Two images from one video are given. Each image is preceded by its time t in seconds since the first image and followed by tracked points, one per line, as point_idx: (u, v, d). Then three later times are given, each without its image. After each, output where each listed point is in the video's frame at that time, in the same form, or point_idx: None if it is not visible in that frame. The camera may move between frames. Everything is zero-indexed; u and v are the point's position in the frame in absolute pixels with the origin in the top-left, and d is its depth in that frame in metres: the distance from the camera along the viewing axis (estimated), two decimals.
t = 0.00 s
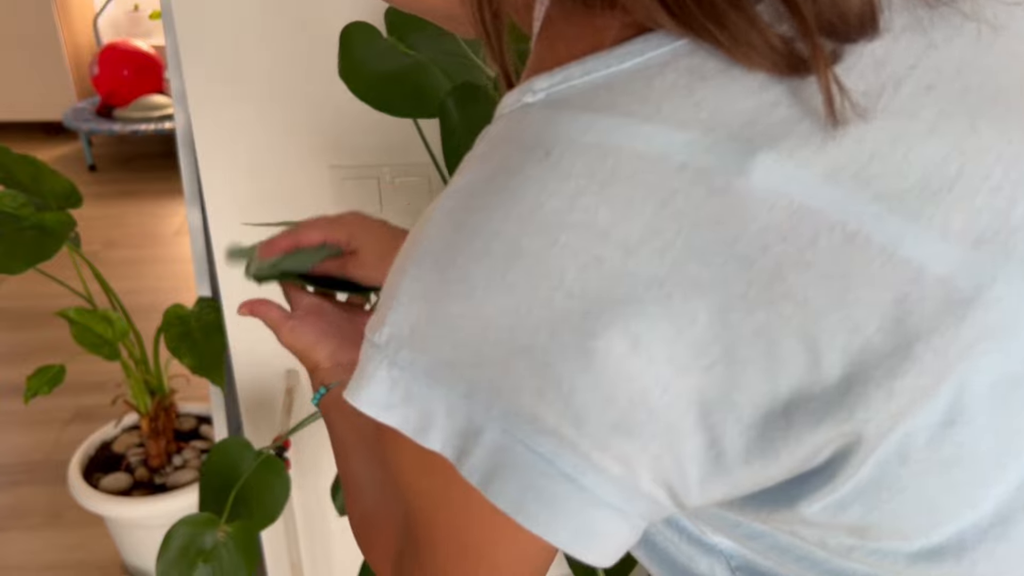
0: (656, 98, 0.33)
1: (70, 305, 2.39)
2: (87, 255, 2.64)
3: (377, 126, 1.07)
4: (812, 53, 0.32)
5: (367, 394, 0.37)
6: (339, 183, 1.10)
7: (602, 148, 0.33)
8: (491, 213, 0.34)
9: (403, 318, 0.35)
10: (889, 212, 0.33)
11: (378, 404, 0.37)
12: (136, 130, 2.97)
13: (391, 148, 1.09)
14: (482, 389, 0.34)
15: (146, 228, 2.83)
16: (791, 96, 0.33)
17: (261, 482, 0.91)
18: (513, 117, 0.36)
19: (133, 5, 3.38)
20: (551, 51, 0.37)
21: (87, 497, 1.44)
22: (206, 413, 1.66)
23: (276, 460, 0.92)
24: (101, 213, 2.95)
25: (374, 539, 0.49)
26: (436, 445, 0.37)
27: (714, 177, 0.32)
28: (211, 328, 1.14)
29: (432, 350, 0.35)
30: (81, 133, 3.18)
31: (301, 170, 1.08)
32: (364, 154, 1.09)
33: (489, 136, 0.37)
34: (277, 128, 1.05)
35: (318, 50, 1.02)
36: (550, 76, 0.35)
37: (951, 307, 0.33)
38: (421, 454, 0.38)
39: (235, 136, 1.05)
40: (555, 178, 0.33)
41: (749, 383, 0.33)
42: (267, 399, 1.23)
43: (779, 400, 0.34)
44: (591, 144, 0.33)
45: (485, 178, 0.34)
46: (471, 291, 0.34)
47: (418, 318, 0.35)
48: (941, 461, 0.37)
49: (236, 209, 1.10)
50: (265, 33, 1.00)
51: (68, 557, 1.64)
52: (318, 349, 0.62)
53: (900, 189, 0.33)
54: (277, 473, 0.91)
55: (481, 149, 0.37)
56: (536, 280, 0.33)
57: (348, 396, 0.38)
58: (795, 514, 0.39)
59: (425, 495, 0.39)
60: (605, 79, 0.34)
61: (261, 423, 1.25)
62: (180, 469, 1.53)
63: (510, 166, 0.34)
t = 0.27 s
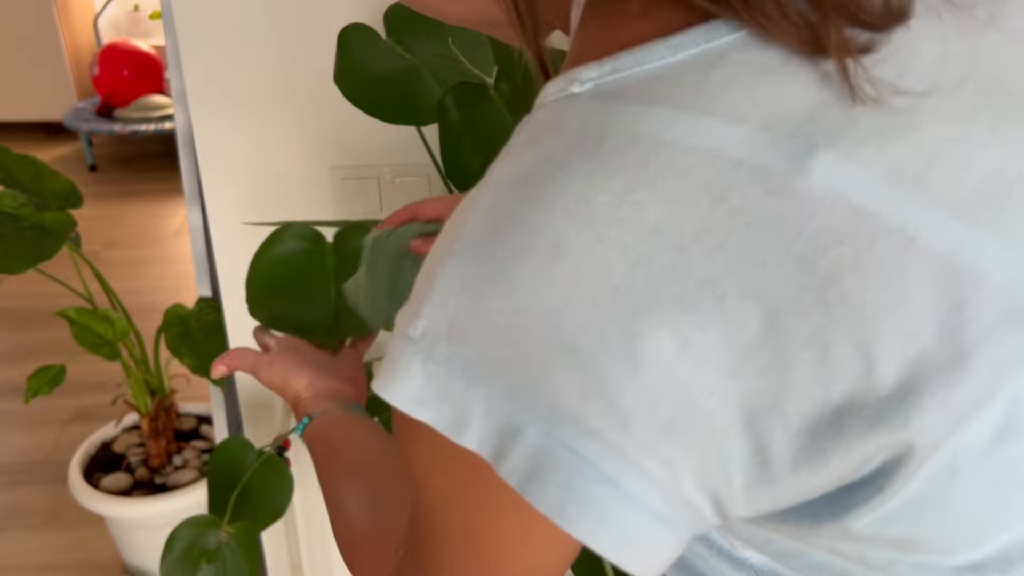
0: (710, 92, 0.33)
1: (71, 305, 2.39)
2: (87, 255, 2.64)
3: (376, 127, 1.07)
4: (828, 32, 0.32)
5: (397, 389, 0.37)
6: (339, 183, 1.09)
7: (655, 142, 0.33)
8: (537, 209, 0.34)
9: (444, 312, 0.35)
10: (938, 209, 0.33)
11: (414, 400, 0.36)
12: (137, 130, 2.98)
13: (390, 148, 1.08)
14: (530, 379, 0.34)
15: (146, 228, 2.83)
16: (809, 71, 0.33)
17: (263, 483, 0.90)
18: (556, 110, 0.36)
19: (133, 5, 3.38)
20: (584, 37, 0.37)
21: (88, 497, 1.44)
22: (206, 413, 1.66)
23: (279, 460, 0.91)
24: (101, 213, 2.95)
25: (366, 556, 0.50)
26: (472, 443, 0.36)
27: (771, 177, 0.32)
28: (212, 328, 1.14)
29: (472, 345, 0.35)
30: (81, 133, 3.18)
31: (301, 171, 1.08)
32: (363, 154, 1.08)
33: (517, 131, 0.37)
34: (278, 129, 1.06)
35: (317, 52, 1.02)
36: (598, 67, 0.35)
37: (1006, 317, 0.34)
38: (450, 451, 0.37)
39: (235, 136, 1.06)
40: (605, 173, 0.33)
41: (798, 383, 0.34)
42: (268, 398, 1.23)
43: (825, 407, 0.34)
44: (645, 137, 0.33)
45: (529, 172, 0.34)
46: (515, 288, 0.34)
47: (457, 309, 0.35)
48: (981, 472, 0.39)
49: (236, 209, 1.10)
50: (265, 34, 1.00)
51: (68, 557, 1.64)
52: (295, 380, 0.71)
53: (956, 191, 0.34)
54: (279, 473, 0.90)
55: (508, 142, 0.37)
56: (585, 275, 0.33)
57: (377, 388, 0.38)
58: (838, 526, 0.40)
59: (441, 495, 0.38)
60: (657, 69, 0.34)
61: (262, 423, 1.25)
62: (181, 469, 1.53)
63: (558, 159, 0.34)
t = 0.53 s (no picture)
0: (834, 87, 0.33)
1: (71, 305, 2.40)
2: (87, 254, 2.64)
3: (376, 128, 1.07)
4: (933, 31, 0.33)
5: (520, 398, 0.34)
6: (339, 183, 1.10)
7: (783, 137, 0.32)
8: (657, 199, 0.32)
9: (566, 312, 0.33)
10: None
11: (535, 404, 0.34)
12: (137, 131, 2.98)
13: (390, 148, 1.08)
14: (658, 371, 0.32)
15: (146, 228, 2.84)
16: (915, 66, 0.33)
17: (261, 483, 0.89)
18: (669, 108, 0.35)
19: (133, 6, 3.39)
20: (680, 40, 0.37)
21: (88, 497, 1.44)
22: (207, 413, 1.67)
23: (276, 460, 0.91)
24: (101, 213, 2.95)
25: None
26: (601, 453, 0.33)
27: (908, 163, 0.32)
28: (212, 328, 1.14)
29: (600, 345, 0.32)
30: (81, 134, 3.19)
31: (301, 171, 1.09)
32: (363, 154, 1.08)
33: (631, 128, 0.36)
34: (278, 129, 1.06)
35: (317, 52, 1.02)
36: (714, 63, 0.35)
37: None
38: (584, 469, 0.34)
39: (235, 136, 1.06)
40: (729, 162, 0.32)
41: (923, 366, 0.33)
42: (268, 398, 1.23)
43: (949, 383, 0.33)
44: (771, 131, 0.32)
45: (647, 165, 0.33)
46: (646, 281, 0.32)
47: (582, 311, 0.33)
48: None
49: (236, 209, 1.10)
50: (265, 34, 1.00)
51: (69, 556, 1.64)
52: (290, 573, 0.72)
53: None
54: (278, 474, 0.90)
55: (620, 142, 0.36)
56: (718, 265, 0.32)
57: (496, 396, 0.35)
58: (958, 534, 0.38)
59: (578, 519, 0.35)
60: (770, 68, 0.34)
61: (262, 422, 1.25)
62: (181, 469, 1.53)
63: (674, 153, 0.33)
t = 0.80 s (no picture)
0: (935, 201, 0.39)
1: (72, 305, 2.40)
2: (88, 254, 2.65)
3: (376, 128, 1.07)
4: (1009, 146, 0.38)
5: (679, 492, 0.41)
6: (339, 184, 1.10)
7: (892, 251, 0.38)
8: (778, 319, 0.39)
9: (711, 418, 0.40)
10: None
11: (695, 498, 0.41)
12: (138, 131, 2.99)
13: (390, 148, 1.09)
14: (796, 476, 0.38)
15: (147, 228, 2.84)
16: (998, 179, 0.39)
17: (265, 481, 0.90)
18: (787, 225, 0.40)
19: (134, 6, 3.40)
20: (788, 157, 0.43)
21: (89, 496, 1.45)
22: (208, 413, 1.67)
23: (279, 459, 0.91)
24: (101, 213, 2.96)
25: None
26: (755, 532, 0.40)
27: (1008, 269, 0.38)
28: (213, 328, 1.14)
29: (744, 446, 0.39)
30: (82, 134, 3.19)
31: (301, 171, 1.09)
32: (363, 155, 1.09)
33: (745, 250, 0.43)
34: (278, 129, 1.06)
35: (317, 53, 1.02)
36: (823, 186, 0.40)
37: None
38: (738, 549, 0.42)
39: (235, 137, 1.06)
40: (849, 283, 0.38)
41: None
42: (268, 398, 1.23)
43: None
44: (878, 250, 0.38)
45: (771, 283, 0.39)
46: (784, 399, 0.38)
47: (725, 419, 0.39)
48: None
49: (237, 209, 1.10)
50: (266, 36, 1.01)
51: (69, 556, 1.65)
52: None
53: None
54: (280, 473, 0.90)
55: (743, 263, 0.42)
56: (846, 370, 0.37)
57: (657, 490, 0.42)
58: None
59: None
60: (876, 187, 0.39)
61: (263, 422, 1.25)
62: (182, 468, 1.53)
63: (800, 274, 0.39)
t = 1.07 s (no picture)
0: None
1: (72, 305, 2.40)
2: (88, 254, 2.65)
3: (375, 128, 1.07)
4: None
5: (912, 548, 0.44)
6: (339, 184, 1.10)
7: None
8: (994, 362, 0.43)
9: (939, 470, 0.43)
10: None
11: (934, 554, 0.43)
12: (138, 131, 2.99)
13: (390, 148, 1.09)
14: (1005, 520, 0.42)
15: (147, 228, 2.84)
16: None
17: (263, 481, 0.89)
18: (991, 272, 0.44)
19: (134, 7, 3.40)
20: (957, 221, 0.49)
21: (90, 495, 1.45)
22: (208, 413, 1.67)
23: (277, 458, 0.90)
24: (102, 213, 2.96)
25: None
26: None
27: None
28: (213, 328, 1.15)
29: (984, 498, 0.42)
30: (82, 134, 3.19)
31: (301, 170, 1.09)
32: (363, 155, 1.09)
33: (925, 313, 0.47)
34: (278, 129, 1.06)
35: (318, 54, 1.02)
36: None
37: None
38: None
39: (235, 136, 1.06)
40: None
41: None
42: (268, 398, 1.24)
43: None
44: None
45: (986, 332, 0.43)
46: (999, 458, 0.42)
47: (956, 470, 0.43)
48: None
49: (237, 209, 1.10)
50: (266, 36, 1.01)
51: (69, 556, 1.65)
52: None
53: None
54: (279, 473, 0.89)
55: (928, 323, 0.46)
56: None
57: (879, 547, 0.45)
58: None
59: None
60: None
61: (263, 422, 1.26)
62: (182, 468, 1.53)
63: (1006, 330, 0.43)
